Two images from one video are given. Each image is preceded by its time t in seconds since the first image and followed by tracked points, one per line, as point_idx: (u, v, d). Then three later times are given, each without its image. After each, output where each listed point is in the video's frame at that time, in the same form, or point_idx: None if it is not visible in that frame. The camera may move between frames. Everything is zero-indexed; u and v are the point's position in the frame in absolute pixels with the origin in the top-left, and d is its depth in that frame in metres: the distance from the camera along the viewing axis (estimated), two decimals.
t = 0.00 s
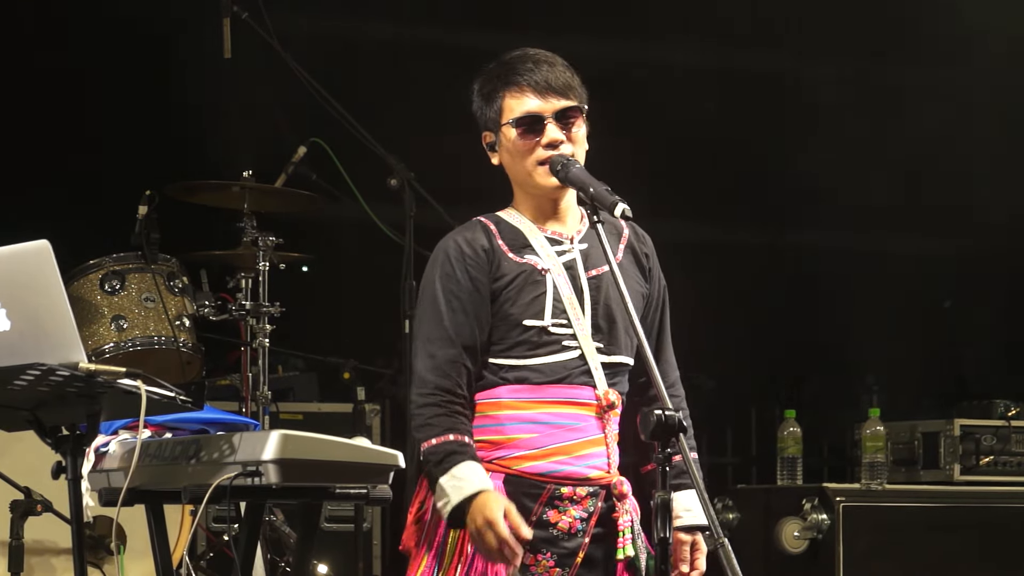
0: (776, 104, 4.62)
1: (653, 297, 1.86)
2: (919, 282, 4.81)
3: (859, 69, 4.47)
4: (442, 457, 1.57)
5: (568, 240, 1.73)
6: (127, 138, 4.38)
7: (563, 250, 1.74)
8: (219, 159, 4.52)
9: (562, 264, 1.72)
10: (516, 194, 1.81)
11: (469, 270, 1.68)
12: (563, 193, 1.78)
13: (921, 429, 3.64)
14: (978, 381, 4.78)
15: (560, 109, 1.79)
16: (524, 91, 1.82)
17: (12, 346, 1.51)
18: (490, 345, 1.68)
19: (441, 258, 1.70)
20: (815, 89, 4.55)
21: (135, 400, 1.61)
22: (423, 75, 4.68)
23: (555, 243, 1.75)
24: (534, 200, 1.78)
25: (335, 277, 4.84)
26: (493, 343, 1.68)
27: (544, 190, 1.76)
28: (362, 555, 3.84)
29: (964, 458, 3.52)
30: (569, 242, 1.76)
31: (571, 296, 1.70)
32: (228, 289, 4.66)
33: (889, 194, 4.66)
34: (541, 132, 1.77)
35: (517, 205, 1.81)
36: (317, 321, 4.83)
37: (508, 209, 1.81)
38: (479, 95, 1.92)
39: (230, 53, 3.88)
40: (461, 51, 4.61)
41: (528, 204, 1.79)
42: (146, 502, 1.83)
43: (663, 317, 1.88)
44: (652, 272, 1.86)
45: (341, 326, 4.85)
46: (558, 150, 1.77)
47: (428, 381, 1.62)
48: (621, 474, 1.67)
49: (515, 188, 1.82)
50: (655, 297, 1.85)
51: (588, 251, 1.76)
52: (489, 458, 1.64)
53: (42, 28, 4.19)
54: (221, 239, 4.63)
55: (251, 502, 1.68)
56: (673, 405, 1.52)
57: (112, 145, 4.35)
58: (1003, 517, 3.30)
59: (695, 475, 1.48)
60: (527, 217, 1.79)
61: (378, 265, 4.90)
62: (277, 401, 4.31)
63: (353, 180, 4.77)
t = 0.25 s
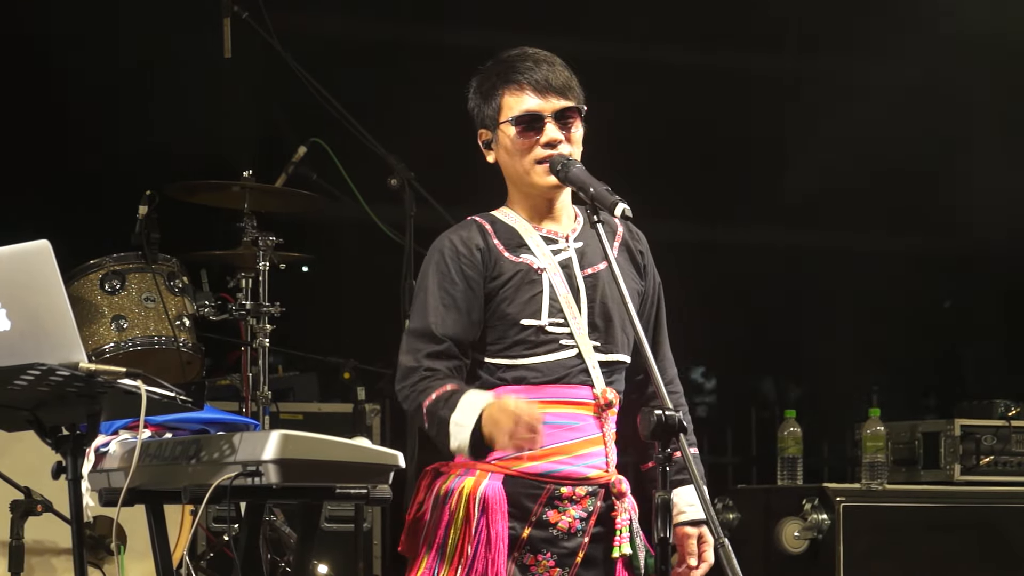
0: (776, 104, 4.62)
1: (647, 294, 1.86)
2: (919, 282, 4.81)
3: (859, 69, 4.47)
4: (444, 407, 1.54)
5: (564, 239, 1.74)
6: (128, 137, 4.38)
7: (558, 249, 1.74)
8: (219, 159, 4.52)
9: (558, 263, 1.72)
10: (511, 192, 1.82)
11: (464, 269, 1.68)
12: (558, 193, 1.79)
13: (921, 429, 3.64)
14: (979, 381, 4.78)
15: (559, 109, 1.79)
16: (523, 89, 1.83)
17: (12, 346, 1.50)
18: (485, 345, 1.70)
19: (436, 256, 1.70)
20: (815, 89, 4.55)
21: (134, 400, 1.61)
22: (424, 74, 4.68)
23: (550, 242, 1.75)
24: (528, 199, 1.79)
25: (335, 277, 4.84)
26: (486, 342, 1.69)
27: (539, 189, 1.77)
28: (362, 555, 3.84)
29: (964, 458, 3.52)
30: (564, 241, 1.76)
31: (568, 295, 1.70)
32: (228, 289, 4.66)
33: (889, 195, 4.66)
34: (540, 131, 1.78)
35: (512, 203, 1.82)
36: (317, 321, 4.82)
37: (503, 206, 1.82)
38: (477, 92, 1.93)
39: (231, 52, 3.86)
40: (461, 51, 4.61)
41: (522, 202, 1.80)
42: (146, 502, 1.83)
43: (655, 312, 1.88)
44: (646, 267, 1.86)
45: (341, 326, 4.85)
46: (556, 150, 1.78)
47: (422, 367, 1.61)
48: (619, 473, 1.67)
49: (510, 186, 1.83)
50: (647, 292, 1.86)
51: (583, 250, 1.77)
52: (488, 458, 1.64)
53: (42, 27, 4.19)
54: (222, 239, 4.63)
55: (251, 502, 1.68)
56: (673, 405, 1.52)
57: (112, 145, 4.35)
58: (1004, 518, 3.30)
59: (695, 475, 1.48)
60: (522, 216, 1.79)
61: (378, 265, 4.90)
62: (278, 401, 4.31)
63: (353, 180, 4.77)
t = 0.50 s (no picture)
0: (776, 104, 4.62)
1: (642, 293, 1.87)
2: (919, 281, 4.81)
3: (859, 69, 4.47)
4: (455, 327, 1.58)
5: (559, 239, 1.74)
6: (127, 137, 4.38)
7: (553, 249, 1.75)
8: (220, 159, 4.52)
9: (553, 263, 1.73)
10: (508, 190, 1.82)
11: (457, 261, 1.73)
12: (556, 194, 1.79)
13: (922, 429, 3.64)
14: (979, 381, 4.78)
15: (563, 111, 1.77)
16: (528, 89, 1.83)
17: (12, 346, 1.51)
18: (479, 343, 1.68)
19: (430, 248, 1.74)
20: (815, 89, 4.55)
21: (134, 400, 1.61)
22: (424, 74, 4.68)
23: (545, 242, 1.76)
24: (524, 197, 1.80)
25: (336, 277, 4.84)
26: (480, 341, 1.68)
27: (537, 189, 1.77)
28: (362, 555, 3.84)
29: (965, 458, 3.52)
30: (559, 241, 1.76)
31: (564, 295, 1.70)
32: (229, 289, 4.66)
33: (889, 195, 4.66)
34: (544, 131, 1.76)
35: (509, 201, 1.82)
36: (317, 321, 4.82)
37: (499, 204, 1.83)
38: (478, 88, 1.92)
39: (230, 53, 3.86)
40: (461, 51, 4.61)
41: (519, 201, 1.80)
42: (146, 502, 1.83)
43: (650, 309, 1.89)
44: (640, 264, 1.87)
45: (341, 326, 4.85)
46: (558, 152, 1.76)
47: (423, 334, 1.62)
48: (616, 472, 1.68)
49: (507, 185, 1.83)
50: (641, 290, 1.87)
51: (578, 249, 1.77)
52: (487, 459, 1.64)
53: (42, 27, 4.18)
54: (222, 239, 4.63)
55: (250, 501, 1.67)
56: (672, 405, 1.52)
57: (112, 145, 4.35)
58: (1004, 518, 3.30)
59: (694, 475, 1.48)
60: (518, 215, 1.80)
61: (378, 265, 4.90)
62: (277, 400, 4.31)
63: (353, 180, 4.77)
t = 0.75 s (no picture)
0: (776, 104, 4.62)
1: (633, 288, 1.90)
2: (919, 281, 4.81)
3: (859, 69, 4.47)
4: (488, 226, 1.61)
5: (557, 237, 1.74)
6: (127, 137, 4.38)
7: (551, 247, 1.75)
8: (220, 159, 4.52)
9: (551, 261, 1.73)
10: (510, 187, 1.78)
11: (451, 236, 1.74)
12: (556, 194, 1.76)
13: (921, 429, 3.64)
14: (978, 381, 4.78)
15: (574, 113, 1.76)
16: (539, 88, 1.84)
17: (12, 346, 1.50)
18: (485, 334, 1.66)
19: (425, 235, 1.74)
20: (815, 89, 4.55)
21: (135, 400, 1.61)
22: (424, 75, 4.68)
23: (544, 240, 1.76)
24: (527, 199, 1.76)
25: (336, 277, 4.84)
26: (490, 331, 1.65)
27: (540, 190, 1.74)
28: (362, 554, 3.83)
29: (964, 458, 3.52)
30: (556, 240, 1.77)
31: (562, 293, 1.70)
32: (229, 289, 4.66)
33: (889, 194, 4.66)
34: (553, 132, 1.73)
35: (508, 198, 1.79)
36: (317, 321, 4.82)
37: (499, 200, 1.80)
38: (486, 84, 1.92)
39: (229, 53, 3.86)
40: (461, 51, 4.61)
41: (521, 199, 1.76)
42: (146, 502, 1.83)
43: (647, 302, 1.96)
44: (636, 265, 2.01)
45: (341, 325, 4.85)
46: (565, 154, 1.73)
47: (459, 267, 1.61)
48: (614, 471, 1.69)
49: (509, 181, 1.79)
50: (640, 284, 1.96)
51: (574, 249, 1.77)
52: (490, 459, 1.64)
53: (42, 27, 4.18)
54: (222, 239, 4.63)
55: (250, 501, 1.67)
56: (672, 406, 1.52)
57: (112, 145, 4.35)
58: (1005, 518, 3.29)
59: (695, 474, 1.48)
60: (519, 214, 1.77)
61: (378, 265, 4.90)
62: (277, 400, 4.31)
63: (353, 180, 4.77)
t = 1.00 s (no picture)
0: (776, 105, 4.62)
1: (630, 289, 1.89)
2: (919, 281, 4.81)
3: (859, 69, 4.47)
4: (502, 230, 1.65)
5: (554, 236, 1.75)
6: (127, 137, 4.38)
7: (548, 245, 1.77)
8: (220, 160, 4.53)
9: (547, 259, 1.75)
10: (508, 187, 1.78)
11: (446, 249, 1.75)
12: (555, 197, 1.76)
13: (921, 429, 3.64)
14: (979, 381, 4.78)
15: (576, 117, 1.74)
16: (542, 89, 1.84)
17: (13, 346, 1.50)
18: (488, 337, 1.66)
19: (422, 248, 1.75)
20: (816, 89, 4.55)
21: (135, 400, 1.61)
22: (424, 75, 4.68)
23: (540, 239, 1.77)
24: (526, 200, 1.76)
25: (336, 277, 4.84)
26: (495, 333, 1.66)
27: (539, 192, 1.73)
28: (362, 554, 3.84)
29: (965, 458, 3.52)
30: (553, 238, 1.79)
31: (559, 292, 1.72)
32: (229, 289, 4.66)
33: (890, 194, 4.65)
34: (555, 135, 1.72)
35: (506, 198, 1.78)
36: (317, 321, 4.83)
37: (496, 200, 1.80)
38: (489, 83, 1.92)
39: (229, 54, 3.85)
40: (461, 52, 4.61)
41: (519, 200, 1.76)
42: (146, 502, 1.83)
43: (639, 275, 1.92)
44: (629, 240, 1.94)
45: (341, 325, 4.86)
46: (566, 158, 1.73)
47: (473, 269, 1.63)
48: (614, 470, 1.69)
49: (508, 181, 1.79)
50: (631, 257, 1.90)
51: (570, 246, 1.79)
52: (490, 459, 1.64)
53: (43, 27, 4.18)
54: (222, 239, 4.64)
55: (251, 502, 1.65)
56: (672, 406, 1.52)
57: (112, 145, 4.35)
58: (1005, 518, 3.29)
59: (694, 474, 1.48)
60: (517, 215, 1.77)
61: (378, 265, 4.90)
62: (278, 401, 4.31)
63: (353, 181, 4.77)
